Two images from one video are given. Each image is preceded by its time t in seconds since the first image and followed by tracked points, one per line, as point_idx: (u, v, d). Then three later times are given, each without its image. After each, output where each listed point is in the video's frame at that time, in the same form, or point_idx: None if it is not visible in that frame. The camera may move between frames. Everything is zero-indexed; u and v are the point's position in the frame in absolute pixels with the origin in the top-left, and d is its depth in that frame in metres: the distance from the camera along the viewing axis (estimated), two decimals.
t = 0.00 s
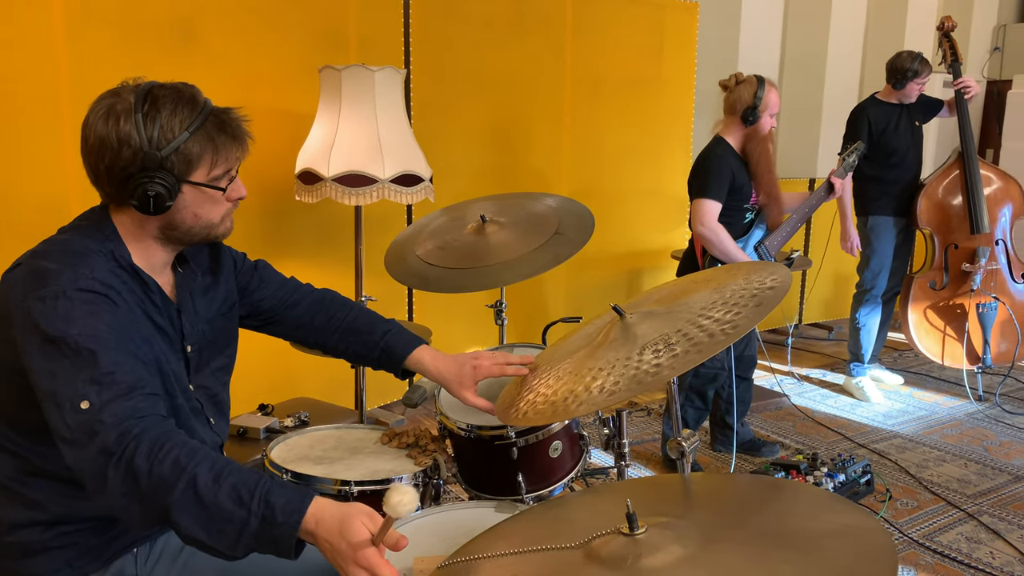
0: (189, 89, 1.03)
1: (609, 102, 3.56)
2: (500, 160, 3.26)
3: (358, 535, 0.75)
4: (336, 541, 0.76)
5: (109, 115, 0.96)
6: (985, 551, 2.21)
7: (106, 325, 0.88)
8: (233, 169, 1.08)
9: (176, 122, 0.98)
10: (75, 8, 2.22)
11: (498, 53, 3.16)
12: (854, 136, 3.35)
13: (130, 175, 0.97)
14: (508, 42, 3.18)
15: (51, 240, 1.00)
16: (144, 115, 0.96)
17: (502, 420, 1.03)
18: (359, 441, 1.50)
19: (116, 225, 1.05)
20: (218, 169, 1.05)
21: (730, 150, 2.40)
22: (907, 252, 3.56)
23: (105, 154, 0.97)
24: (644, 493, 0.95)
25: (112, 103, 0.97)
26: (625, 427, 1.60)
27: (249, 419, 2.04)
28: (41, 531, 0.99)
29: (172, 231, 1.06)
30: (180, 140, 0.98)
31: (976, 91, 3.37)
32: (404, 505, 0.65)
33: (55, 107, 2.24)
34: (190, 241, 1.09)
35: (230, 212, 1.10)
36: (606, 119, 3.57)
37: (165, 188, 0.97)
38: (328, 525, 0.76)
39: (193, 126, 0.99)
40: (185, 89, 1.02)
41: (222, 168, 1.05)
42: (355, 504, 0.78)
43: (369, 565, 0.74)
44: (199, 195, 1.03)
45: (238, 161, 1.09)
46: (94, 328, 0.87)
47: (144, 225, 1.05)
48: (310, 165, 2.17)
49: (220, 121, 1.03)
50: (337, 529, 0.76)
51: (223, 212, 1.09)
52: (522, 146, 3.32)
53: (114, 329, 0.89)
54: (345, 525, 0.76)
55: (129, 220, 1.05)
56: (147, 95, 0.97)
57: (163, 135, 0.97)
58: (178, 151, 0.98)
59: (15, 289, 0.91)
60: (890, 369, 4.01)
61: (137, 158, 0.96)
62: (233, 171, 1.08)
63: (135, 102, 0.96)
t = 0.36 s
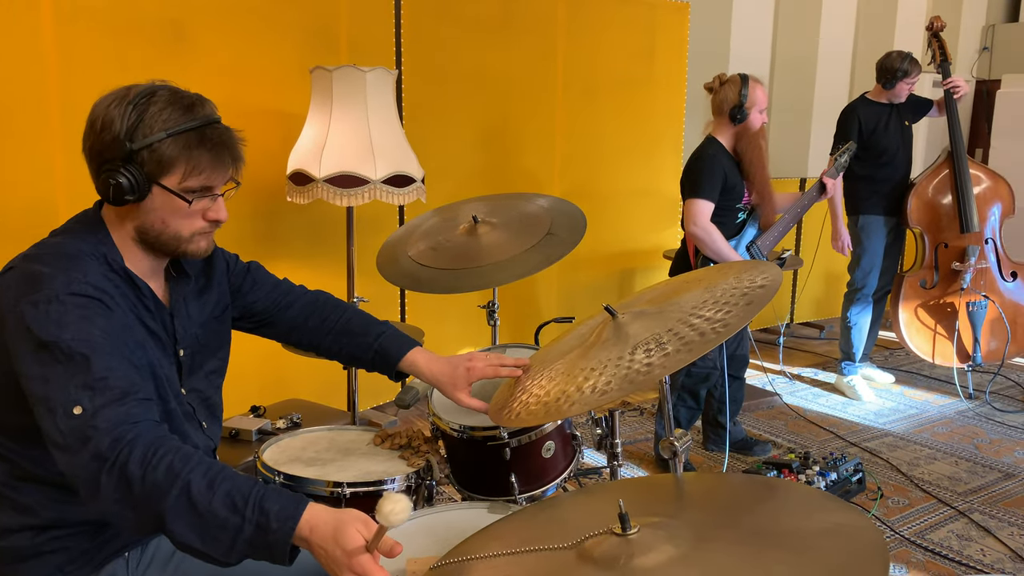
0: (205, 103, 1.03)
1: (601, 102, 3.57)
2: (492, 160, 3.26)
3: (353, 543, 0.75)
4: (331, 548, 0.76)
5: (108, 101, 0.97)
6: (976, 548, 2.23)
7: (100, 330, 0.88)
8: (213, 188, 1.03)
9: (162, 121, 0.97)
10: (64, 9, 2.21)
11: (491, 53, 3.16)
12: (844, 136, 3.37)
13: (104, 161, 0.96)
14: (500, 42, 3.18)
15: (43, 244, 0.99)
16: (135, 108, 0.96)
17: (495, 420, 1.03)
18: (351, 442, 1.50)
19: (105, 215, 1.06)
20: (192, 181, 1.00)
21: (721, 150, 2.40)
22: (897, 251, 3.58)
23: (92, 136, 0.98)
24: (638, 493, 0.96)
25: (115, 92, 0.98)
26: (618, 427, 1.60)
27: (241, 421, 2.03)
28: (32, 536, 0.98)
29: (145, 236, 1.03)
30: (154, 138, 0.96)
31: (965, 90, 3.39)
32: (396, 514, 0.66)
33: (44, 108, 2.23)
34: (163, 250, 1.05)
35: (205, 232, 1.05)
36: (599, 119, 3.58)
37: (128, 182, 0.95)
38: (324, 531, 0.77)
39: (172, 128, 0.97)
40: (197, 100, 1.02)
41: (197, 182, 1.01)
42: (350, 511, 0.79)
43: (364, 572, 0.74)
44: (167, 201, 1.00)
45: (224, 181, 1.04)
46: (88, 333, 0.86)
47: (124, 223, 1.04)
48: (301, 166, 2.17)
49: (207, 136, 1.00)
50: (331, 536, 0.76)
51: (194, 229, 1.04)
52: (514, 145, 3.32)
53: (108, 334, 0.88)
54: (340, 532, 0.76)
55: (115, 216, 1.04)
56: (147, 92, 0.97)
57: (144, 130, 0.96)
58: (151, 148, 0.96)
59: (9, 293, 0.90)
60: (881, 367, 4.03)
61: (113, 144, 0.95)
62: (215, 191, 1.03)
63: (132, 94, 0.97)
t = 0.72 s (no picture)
0: (188, 102, 1.02)
1: (589, 101, 3.58)
2: (479, 160, 3.26)
3: (343, 547, 0.75)
4: (320, 552, 0.76)
5: (94, 112, 0.94)
6: (962, 544, 2.24)
7: (86, 333, 0.87)
8: (213, 188, 1.04)
9: (159, 130, 0.95)
10: (47, 8, 2.19)
11: (478, 52, 3.16)
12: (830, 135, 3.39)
13: (103, 174, 0.94)
14: (487, 40, 3.18)
15: (28, 246, 0.98)
16: (129, 119, 0.94)
17: (483, 420, 1.03)
18: (338, 442, 1.50)
19: (95, 225, 1.04)
20: (194, 185, 1.01)
21: (707, 149, 2.41)
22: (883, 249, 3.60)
23: (83, 149, 0.95)
24: (623, 491, 0.96)
25: (101, 100, 0.95)
26: (604, 425, 1.60)
27: (227, 422, 2.02)
28: (14, 540, 0.97)
29: (146, 242, 1.04)
30: (157, 149, 0.95)
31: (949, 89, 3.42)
32: (385, 520, 0.65)
33: (27, 108, 2.20)
34: (163, 253, 1.06)
35: (206, 231, 1.07)
36: (586, 119, 3.59)
37: (133, 194, 0.95)
38: (314, 535, 0.76)
39: (173, 136, 0.96)
40: (182, 101, 1.00)
41: (199, 184, 1.01)
42: (340, 515, 0.78)
43: None
44: (170, 207, 1.00)
45: (221, 180, 1.05)
46: (74, 335, 0.86)
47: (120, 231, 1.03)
48: (287, 166, 2.16)
49: (206, 139, 1.00)
50: (320, 539, 0.76)
51: (196, 230, 1.05)
52: (501, 144, 3.32)
53: (95, 336, 0.88)
54: (330, 536, 0.76)
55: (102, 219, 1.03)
56: (137, 100, 0.95)
57: (144, 142, 0.95)
58: (153, 159, 0.95)
59: None
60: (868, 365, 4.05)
61: (112, 158, 0.94)
62: (214, 190, 1.04)
63: (122, 103, 0.94)
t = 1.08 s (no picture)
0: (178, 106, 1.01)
1: (577, 101, 3.58)
2: (468, 160, 3.26)
3: (336, 551, 0.75)
4: (311, 554, 0.75)
5: (94, 132, 0.93)
6: (948, 541, 2.26)
7: (77, 335, 0.87)
8: (217, 188, 1.06)
9: (168, 143, 0.96)
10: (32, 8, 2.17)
11: (466, 52, 3.16)
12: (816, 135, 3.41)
13: (117, 194, 0.95)
14: (476, 40, 3.18)
15: (15, 247, 0.97)
16: (134, 136, 0.94)
17: (474, 425, 1.02)
18: (325, 444, 1.49)
19: (90, 238, 1.02)
20: (203, 189, 1.03)
21: (695, 149, 2.42)
22: (870, 248, 3.63)
23: (91, 173, 0.94)
24: (610, 490, 0.96)
25: (97, 119, 0.94)
26: (592, 425, 1.61)
27: (215, 423, 2.01)
28: None
29: (151, 247, 1.03)
30: (170, 162, 0.96)
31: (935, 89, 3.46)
32: (386, 515, 0.64)
33: (12, 108, 2.19)
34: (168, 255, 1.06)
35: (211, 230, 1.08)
36: (575, 118, 3.59)
37: (153, 209, 0.95)
38: (307, 537, 0.76)
39: (183, 147, 0.97)
40: (172, 107, 1.00)
41: (207, 187, 1.04)
42: (335, 519, 0.78)
43: None
44: (183, 213, 1.02)
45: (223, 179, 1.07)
46: (64, 337, 0.85)
47: (121, 240, 1.02)
48: (274, 167, 2.15)
49: (210, 142, 1.02)
50: (312, 542, 0.76)
51: (204, 230, 1.07)
52: (490, 144, 3.32)
53: (86, 338, 0.87)
54: (323, 538, 0.76)
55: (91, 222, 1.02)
56: (137, 115, 0.94)
57: (155, 158, 0.95)
58: (167, 172, 0.97)
59: None
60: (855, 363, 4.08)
61: (126, 178, 0.94)
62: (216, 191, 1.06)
63: (123, 120, 0.93)
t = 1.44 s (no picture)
0: (175, 116, 1.00)
1: (563, 100, 3.59)
2: (454, 159, 3.26)
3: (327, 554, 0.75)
4: (300, 553, 0.75)
5: (92, 140, 0.92)
6: (931, 535, 2.28)
7: (63, 334, 0.86)
8: (209, 201, 1.05)
9: (166, 155, 0.96)
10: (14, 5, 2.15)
11: (452, 51, 3.16)
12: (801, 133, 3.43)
13: (110, 204, 0.94)
14: (462, 40, 3.18)
15: None
16: (133, 147, 0.93)
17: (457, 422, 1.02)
18: (310, 443, 1.49)
19: (76, 241, 1.00)
20: (196, 202, 1.02)
21: (679, 147, 2.43)
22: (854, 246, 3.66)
23: (86, 182, 0.93)
24: (593, 488, 0.96)
25: (94, 126, 0.92)
26: (577, 422, 1.62)
27: (199, 424, 2.00)
28: None
29: (139, 255, 1.02)
30: (168, 175, 0.96)
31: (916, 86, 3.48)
32: (404, 517, 0.65)
33: None
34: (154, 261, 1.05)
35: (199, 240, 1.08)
36: (561, 117, 3.60)
37: (145, 221, 0.94)
38: (296, 535, 0.76)
39: (181, 161, 0.97)
40: (170, 117, 0.99)
41: (201, 201, 1.03)
42: (325, 520, 0.78)
43: None
44: (174, 225, 1.01)
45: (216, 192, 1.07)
46: (51, 336, 0.84)
47: (109, 246, 1.01)
48: (257, 165, 2.14)
49: (206, 155, 1.01)
50: (300, 541, 0.76)
51: (193, 241, 1.06)
52: (476, 143, 3.32)
53: (71, 338, 0.87)
54: (312, 537, 0.76)
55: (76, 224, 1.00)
56: (137, 125, 0.93)
57: (152, 170, 0.95)
58: (163, 185, 0.96)
59: None
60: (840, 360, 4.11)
61: (121, 189, 0.93)
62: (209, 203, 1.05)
63: (122, 130, 0.92)
